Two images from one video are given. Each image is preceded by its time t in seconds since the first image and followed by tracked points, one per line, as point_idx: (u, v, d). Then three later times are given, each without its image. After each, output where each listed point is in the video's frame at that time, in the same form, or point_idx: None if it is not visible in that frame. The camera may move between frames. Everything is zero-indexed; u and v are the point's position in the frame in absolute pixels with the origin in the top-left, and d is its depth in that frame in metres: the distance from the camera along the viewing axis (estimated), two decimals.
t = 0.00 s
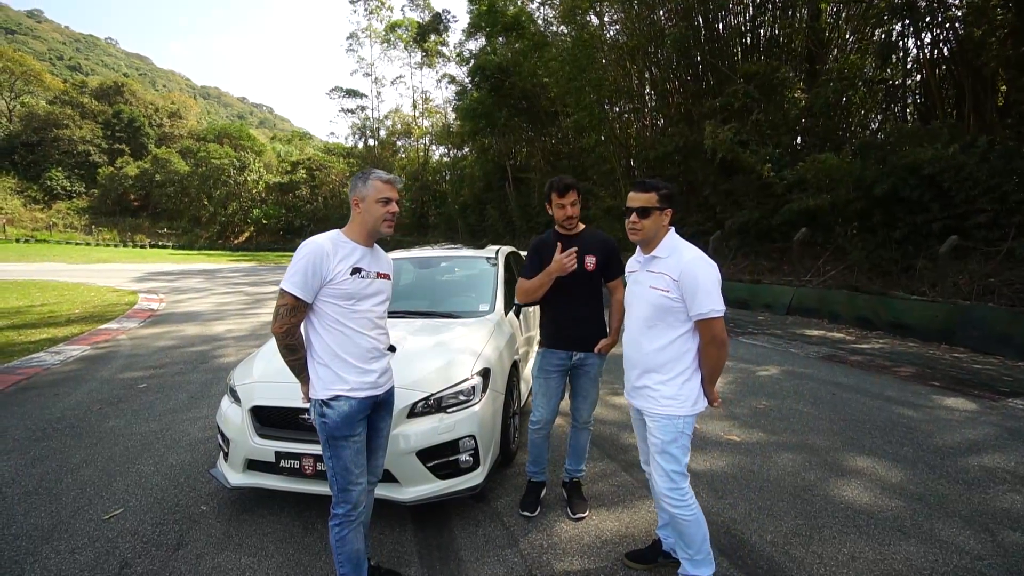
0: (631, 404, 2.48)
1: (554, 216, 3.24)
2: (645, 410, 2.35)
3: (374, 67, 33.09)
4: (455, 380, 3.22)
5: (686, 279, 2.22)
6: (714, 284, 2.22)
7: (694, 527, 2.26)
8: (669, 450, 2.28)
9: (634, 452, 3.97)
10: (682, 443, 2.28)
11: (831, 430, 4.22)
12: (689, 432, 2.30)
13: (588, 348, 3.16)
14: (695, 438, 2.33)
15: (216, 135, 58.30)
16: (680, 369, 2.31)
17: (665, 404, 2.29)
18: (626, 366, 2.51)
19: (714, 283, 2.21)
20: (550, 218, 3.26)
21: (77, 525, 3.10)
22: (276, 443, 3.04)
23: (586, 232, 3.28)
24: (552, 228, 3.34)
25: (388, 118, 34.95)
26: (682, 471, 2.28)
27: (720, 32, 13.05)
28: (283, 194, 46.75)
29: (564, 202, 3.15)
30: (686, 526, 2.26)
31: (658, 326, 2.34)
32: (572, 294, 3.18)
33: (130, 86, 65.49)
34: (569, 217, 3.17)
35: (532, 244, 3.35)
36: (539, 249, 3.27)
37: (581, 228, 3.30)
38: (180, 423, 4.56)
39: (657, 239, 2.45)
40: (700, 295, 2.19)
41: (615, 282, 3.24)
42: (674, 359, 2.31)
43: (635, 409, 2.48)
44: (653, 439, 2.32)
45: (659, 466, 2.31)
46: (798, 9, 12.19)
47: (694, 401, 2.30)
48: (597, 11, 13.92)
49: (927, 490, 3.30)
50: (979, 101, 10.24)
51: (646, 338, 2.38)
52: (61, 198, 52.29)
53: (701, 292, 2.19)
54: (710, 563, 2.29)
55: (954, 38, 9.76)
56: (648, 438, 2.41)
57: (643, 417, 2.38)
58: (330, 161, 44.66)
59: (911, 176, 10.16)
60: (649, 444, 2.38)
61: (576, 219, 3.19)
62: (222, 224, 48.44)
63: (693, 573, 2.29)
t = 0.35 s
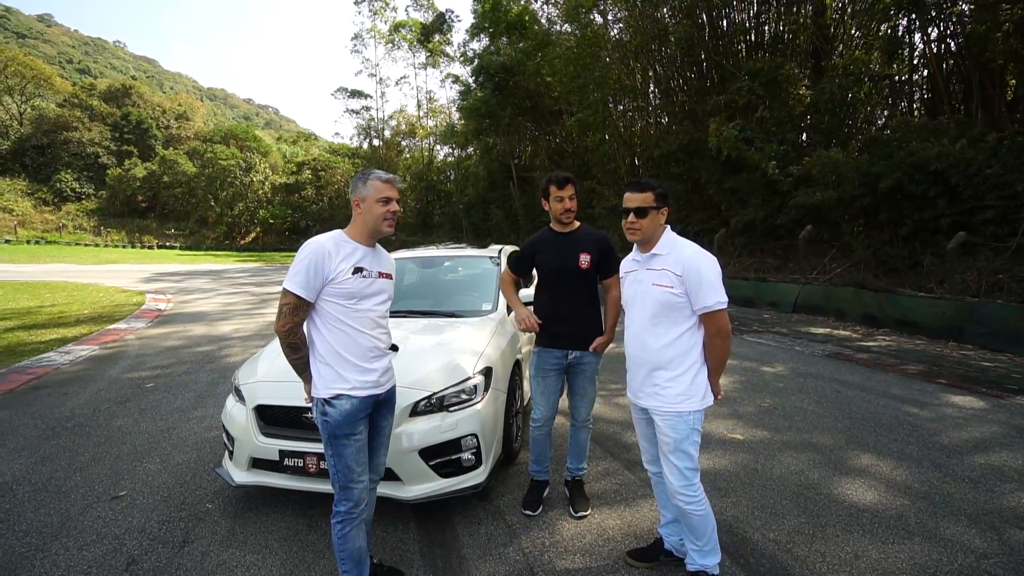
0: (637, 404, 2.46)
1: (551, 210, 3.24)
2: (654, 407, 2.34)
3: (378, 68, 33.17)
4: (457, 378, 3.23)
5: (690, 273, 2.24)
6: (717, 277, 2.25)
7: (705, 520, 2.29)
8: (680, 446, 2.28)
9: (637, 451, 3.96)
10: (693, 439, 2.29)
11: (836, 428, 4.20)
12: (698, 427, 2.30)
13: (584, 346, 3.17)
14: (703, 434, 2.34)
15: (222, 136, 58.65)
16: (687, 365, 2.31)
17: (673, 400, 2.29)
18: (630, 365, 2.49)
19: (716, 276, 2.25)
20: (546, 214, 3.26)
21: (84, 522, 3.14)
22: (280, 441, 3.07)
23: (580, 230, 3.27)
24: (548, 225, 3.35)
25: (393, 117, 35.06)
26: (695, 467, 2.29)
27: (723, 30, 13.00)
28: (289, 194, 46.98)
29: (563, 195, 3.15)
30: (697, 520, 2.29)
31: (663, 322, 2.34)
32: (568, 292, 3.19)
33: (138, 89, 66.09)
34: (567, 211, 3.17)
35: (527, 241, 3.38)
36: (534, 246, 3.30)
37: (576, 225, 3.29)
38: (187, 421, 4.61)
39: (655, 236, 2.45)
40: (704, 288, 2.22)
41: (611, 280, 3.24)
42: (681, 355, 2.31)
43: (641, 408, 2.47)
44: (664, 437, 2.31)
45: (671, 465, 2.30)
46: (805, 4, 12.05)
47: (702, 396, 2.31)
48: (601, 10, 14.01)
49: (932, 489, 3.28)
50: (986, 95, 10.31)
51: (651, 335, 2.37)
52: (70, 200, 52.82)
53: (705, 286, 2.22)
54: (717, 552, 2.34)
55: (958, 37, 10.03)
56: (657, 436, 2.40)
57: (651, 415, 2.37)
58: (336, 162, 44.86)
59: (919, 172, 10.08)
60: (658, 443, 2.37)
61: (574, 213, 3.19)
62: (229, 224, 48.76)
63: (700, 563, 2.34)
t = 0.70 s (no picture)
0: (633, 404, 2.49)
1: (547, 210, 3.25)
2: (646, 408, 2.37)
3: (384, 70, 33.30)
4: (460, 379, 3.25)
5: (685, 276, 2.24)
6: (713, 281, 2.24)
7: (693, 522, 2.30)
8: (666, 447, 2.29)
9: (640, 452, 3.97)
10: (682, 442, 2.29)
11: (839, 430, 4.20)
12: (688, 431, 2.31)
13: (578, 346, 3.18)
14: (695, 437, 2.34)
15: (229, 138, 58.96)
16: (681, 368, 2.32)
17: (664, 401, 2.31)
18: (627, 365, 2.52)
19: (712, 280, 2.24)
20: (543, 213, 3.27)
21: (92, 520, 3.18)
22: (285, 441, 3.10)
23: (575, 230, 3.30)
24: (544, 224, 3.37)
25: (398, 119, 35.15)
26: (682, 470, 2.29)
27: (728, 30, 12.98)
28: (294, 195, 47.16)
29: (560, 194, 3.17)
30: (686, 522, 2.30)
31: (659, 324, 2.36)
32: (563, 292, 3.20)
33: (145, 91, 66.55)
34: (563, 211, 3.19)
35: (522, 239, 3.39)
36: (529, 244, 3.31)
37: (571, 225, 3.32)
38: (193, 422, 4.65)
39: (656, 237, 2.46)
40: (698, 291, 2.21)
41: (605, 281, 3.25)
42: (674, 358, 2.32)
43: (638, 409, 2.49)
44: (653, 437, 2.34)
45: (659, 464, 2.32)
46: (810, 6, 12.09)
47: (695, 400, 2.31)
48: (605, 11, 13.91)
49: (935, 491, 3.27)
50: (994, 96, 10.22)
51: (648, 337, 2.39)
52: (78, 201, 53.20)
53: (698, 290, 2.22)
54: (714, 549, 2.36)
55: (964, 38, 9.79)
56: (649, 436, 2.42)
57: (644, 416, 2.40)
58: (341, 163, 45.06)
59: (925, 173, 10.04)
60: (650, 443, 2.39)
61: (570, 213, 3.21)
62: (235, 226, 49.01)
63: (699, 561, 2.36)
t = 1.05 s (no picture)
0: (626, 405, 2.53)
1: (541, 212, 3.26)
2: (636, 409, 2.39)
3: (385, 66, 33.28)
4: (455, 377, 3.27)
5: (678, 278, 2.25)
6: (706, 285, 2.23)
7: (688, 529, 2.27)
8: (655, 449, 2.32)
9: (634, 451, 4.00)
10: (672, 445, 2.31)
11: (833, 432, 4.22)
12: (677, 435, 2.32)
13: (569, 347, 3.20)
14: (686, 443, 2.35)
15: (230, 132, 58.95)
16: (670, 370, 2.33)
17: (652, 403, 2.34)
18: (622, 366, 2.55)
19: (705, 284, 2.23)
20: (537, 215, 3.28)
21: (91, 512, 3.20)
22: (282, 436, 3.12)
23: (569, 232, 3.31)
24: (538, 225, 3.37)
25: (399, 115, 35.10)
26: (672, 473, 2.31)
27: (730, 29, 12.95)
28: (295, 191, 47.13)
29: (555, 198, 3.17)
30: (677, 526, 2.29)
31: (652, 325, 2.38)
32: (555, 293, 3.22)
33: (146, 84, 66.52)
34: (558, 213, 3.20)
35: (515, 240, 3.40)
36: (522, 246, 3.32)
37: (564, 227, 3.33)
38: (192, 416, 4.68)
39: (654, 236, 2.47)
40: (689, 294, 2.22)
41: (597, 282, 3.28)
42: (664, 360, 2.34)
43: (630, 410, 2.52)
44: (643, 438, 2.37)
45: (649, 466, 2.35)
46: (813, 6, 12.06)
47: (683, 405, 2.32)
48: (607, 9, 13.85)
49: (927, 493, 3.30)
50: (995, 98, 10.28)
51: (640, 337, 2.42)
52: (79, 194, 53.18)
53: (690, 292, 2.22)
54: (716, 566, 2.27)
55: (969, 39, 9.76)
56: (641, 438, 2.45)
57: (635, 417, 2.42)
58: (342, 159, 45.08)
59: (925, 175, 10.04)
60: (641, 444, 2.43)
61: (564, 216, 3.22)
62: (236, 220, 49.01)
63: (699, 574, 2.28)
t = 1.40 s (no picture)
0: (638, 407, 2.51)
1: (545, 211, 3.26)
2: (652, 411, 2.39)
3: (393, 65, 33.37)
4: (460, 374, 3.28)
5: (697, 277, 2.25)
6: (726, 284, 2.23)
7: (707, 533, 2.28)
8: (676, 453, 2.32)
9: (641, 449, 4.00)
10: (691, 449, 2.31)
11: (842, 431, 4.20)
12: (696, 438, 2.32)
13: (571, 345, 3.21)
14: (705, 445, 2.35)
15: (240, 131, 59.40)
16: (688, 371, 2.33)
17: (670, 406, 2.33)
18: (634, 366, 2.54)
19: (725, 283, 2.23)
20: (541, 213, 3.28)
21: (105, 505, 3.26)
22: (290, 432, 3.16)
23: (572, 230, 3.31)
24: (541, 223, 3.37)
25: (407, 114, 35.15)
26: (693, 477, 2.31)
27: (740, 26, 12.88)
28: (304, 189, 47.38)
29: (559, 197, 3.17)
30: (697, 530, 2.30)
31: (668, 324, 2.37)
32: (558, 291, 3.23)
33: (157, 84, 67.12)
34: (562, 212, 3.20)
35: (518, 238, 3.40)
36: (524, 244, 3.32)
37: (568, 225, 3.33)
38: (203, 412, 4.74)
39: (666, 230, 2.47)
40: (710, 294, 2.21)
41: (599, 280, 3.29)
42: (681, 361, 2.34)
43: (642, 412, 2.51)
44: (661, 441, 2.36)
45: (670, 471, 2.35)
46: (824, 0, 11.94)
47: (701, 407, 2.32)
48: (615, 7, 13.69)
49: (936, 493, 3.28)
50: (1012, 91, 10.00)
51: (655, 337, 2.41)
52: (92, 193, 53.82)
53: (711, 292, 2.21)
54: (728, 569, 2.29)
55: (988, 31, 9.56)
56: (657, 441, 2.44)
57: (650, 419, 2.42)
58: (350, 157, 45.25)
59: (938, 172, 9.92)
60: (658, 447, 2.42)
61: (568, 214, 3.22)
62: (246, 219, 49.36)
63: None
